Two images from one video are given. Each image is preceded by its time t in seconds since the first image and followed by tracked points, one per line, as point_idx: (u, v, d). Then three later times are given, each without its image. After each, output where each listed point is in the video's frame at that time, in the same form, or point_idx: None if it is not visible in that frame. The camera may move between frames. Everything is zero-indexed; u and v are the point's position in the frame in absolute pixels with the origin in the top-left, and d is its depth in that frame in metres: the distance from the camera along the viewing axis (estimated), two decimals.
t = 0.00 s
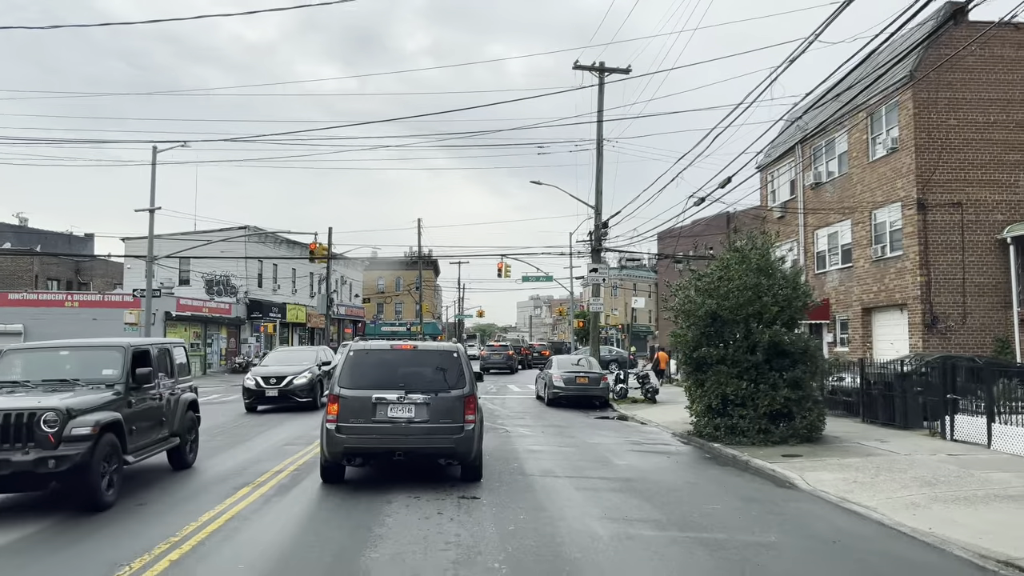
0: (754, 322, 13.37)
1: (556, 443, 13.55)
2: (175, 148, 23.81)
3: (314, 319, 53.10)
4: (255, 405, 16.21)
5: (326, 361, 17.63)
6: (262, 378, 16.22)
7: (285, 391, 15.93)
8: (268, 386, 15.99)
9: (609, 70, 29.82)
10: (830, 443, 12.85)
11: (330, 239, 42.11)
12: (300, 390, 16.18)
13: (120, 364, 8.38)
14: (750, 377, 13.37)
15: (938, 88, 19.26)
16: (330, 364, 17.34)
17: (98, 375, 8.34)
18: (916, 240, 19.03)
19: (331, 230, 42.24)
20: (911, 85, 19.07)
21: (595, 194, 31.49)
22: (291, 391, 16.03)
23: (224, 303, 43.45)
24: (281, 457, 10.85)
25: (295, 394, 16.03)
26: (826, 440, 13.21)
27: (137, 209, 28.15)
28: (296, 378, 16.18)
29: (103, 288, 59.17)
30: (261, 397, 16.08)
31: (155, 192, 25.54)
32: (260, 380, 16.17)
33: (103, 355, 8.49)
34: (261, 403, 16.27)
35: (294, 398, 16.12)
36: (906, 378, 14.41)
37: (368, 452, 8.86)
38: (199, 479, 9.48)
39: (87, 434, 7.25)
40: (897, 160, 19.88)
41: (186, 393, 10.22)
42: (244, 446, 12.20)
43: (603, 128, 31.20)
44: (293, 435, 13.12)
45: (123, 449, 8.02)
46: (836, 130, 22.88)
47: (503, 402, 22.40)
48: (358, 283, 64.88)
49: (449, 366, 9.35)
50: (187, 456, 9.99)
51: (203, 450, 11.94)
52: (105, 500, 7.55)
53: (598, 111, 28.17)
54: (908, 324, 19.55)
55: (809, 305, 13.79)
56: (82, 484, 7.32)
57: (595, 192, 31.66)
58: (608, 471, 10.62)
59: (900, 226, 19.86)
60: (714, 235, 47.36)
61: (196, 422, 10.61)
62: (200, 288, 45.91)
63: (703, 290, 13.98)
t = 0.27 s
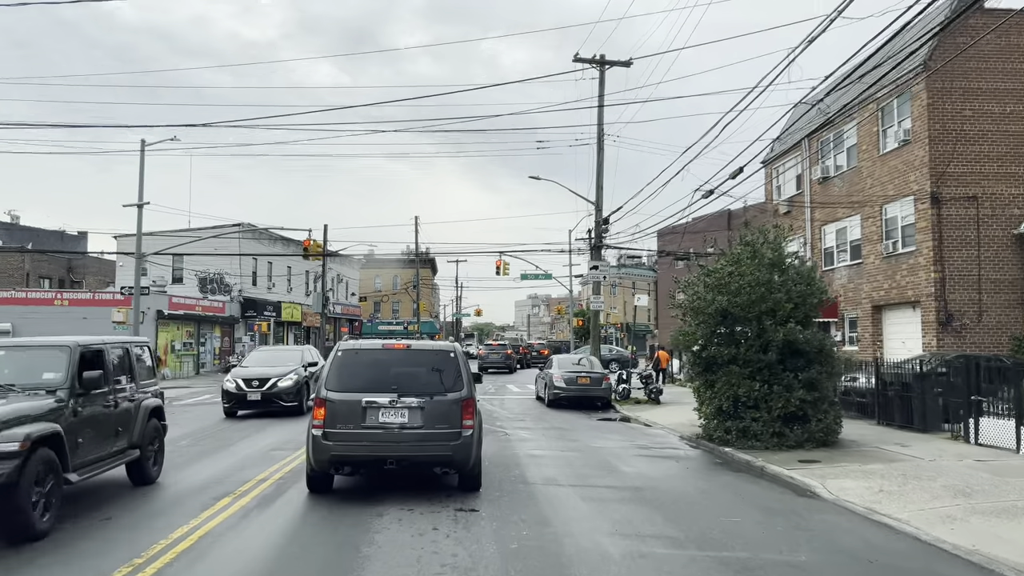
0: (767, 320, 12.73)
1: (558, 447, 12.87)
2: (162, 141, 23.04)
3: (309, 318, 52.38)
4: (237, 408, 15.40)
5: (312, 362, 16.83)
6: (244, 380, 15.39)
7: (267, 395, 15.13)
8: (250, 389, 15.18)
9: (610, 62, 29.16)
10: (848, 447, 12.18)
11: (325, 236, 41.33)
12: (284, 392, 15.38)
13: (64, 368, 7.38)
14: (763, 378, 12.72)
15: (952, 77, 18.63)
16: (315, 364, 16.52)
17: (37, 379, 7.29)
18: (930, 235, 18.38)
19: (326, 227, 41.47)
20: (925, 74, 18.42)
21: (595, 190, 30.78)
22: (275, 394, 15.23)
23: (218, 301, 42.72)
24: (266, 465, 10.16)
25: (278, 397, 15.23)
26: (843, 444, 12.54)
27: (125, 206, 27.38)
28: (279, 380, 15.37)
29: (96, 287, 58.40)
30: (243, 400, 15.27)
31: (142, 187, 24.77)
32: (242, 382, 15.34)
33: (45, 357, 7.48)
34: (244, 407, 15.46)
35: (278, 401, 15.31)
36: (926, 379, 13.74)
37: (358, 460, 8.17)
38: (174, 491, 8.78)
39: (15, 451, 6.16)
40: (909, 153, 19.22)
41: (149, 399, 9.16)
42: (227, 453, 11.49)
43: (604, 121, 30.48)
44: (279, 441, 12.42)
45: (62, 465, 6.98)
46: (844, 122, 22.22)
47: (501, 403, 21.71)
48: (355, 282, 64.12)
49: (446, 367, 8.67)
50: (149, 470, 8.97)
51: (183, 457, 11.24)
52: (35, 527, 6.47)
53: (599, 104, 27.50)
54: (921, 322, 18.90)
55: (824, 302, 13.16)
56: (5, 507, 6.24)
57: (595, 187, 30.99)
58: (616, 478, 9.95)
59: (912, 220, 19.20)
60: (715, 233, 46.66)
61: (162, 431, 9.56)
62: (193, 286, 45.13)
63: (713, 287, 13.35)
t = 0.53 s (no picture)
0: (778, 316, 12.18)
1: (559, 450, 12.27)
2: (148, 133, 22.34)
3: (305, 316, 51.77)
4: (214, 413, 14.40)
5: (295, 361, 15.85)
6: (221, 383, 14.38)
7: (247, 398, 14.14)
8: (228, 392, 14.19)
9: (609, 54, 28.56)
10: (864, 449, 11.61)
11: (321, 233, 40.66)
12: (264, 396, 14.39)
13: None
14: (773, 376, 12.15)
15: (964, 67, 18.08)
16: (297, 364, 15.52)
17: None
18: (942, 229, 17.82)
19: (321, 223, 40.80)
20: (937, 63, 17.85)
21: (595, 185, 30.17)
22: (254, 397, 14.24)
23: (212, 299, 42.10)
24: (249, 471, 9.59)
25: (258, 400, 14.26)
26: (858, 446, 11.97)
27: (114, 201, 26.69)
28: (260, 382, 14.38)
29: (89, 285, 57.72)
30: (221, 404, 14.28)
31: (130, 181, 24.08)
32: (220, 385, 14.34)
33: None
34: (222, 410, 14.48)
35: (258, 404, 14.33)
36: (942, 378, 13.16)
37: (345, 467, 7.59)
38: (148, 502, 8.16)
39: None
40: (920, 144, 18.65)
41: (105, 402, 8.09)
42: (209, 458, 10.90)
43: (603, 115, 29.85)
44: (266, 446, 11.81)
45: None
46: (851, 115, 21.65)
47: (499, 403, 21.11)
48: (351, 279, 63.49)
49: (441, 366, 8.07)
50: (107, 484, 7.99)
51: (162, 463, 10.62)
52: None
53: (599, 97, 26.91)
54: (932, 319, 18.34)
55: (837, 298, 12.60)
56: None
57: (595, 182, 30.41)
58: (621, 484, 9.36)
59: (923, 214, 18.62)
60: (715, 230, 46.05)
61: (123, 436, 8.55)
62: (187, 284, 44.50)
63: (721, 282, 12.79)
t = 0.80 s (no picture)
0: (788, 314, 11.69)
1: (559, 453, 11.76)
2: (137, 127, 22.11)
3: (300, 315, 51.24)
4: (187, 419, 13.27)
5: (275, 362, 14.73)
6: (195, 386, 13.24)
7: (223, 403, 13.05)
8: (202, 396, 13.06)
9: (609, 48, 28.04)
10: (878, 453, 11.12)
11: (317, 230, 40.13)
12: (241, 401, 13.26)
13: None
14: (783, 377, 11.65)
15: (975, 58, 17.61)
16: (277, 366, 14.42)
17: None
18: (952, 224, 17.34)
19: (317, 221, 40.25)
20: (948, 54, 17.37)
21: (594, 181, 29.66)
22: (231, 402, 13.14)
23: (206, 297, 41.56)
24: (233, 478, 9.08)
25: (236, 405, 13.16)
26: (872, 449, 11.48)
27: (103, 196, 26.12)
28: (237, 386, 13.28)
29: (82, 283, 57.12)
30: (194, 409, 13.14)
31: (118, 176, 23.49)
32: (193, 389, 13.20)
33: None
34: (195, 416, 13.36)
35: (235, 410, 13.24)
36: (957, 378, 12.65)
37: (332, 476, 7.08)
38: (120, 513, 7.63)
39: None
40: (930, 137, 18.17)
41: (55, 410, 7.22)
42: (191, 463, 10.36)
43: (603, 109, 29.34)
44: (252, 450, 11.27)
45: None
46: (857, 108, 21.16)
47: (497, 403, 20.60)
48: (347, 278, 62.95)
49: (435, 367, 7.55)
50: (58, 501, 7.16)
51: (141, 468, 10.09)
52: None
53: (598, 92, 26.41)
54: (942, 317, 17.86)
55: (849, 294, 12.12)
56: None
57: (595, 178, 29.90)
58: (626, 491, 8.85)
59: (932, 209, 18.13)
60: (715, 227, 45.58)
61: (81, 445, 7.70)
62: (181, 282, 43.95)
63: (727, 278, 12.29)
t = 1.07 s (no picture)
0: (798, 311, 11.28)
1: (561, 456, 11.34)
2: (130, 123, 21.99)
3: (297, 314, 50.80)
4: (160, 425, 12.27)
5: (256, 363, 13.70)
6: (168, 390, 12.22)
7: (199, 409, 12.05)
8: (176, 401, 12.04)
9: (609, 42, 27.64)
10: (893, 456, 10.71)
11: (314, 227, 39.69)
12: (218, 406, 12.29)
13: None
14: (794, 376, 11.22)
15: (985, 50, 17.21)
16: (259, 367, 13.41)
17: None
18: (963, 220, 16.93)
19: (314, 218, 39.81)
20: (958, 45, 16.99)
21: (595, 178, 29.25)
22: (208, 407, 12.14)
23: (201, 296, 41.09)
24: (219, 484, 8.64)
25: (213, 411, 12.17)
26: (886, 451, 11.07)
27: (95, 192, 25.66)
28: (215, 389, 12.27)
29: (77, 282, 56.63)
30: (168, 415, 12.13)
31: (110, 171, 23.02)
32: (165, 393, 12.19)
33: None
34: (170, 422, 12.35)
35: (213, 416, 12.24)
36: (972, 377, 12.22)
37: (322, 484, 6.65)
38: (97, 524, 7.18)
39: None
40: (939, 131, 17.76)
41: (11, 417, 6.56)
42: (177, 468, 9.91)
43: (603, 104, 28.91)
44: (243, 454, 10.83)
45: None
46: (863, 102, 20.75)
47: (496, 403, 20.19)
48: (345, 276, 62.52)
49: (432, 367, 7.12)
50: (12, 519, 6.51)
51: (125, 474, 9.64)
52: None
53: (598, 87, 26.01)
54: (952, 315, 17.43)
55: (861, 291, 11.72)
56: None
57: (595, 174, 29.46)
58: (632, 497, 8.42)
59: (942, 204, 17.73)
60: (715, 225, 45.18)
61: (43, 457, 7.06)
62: (176, 281, 43.52)
63: (735, 275, 11.88)
